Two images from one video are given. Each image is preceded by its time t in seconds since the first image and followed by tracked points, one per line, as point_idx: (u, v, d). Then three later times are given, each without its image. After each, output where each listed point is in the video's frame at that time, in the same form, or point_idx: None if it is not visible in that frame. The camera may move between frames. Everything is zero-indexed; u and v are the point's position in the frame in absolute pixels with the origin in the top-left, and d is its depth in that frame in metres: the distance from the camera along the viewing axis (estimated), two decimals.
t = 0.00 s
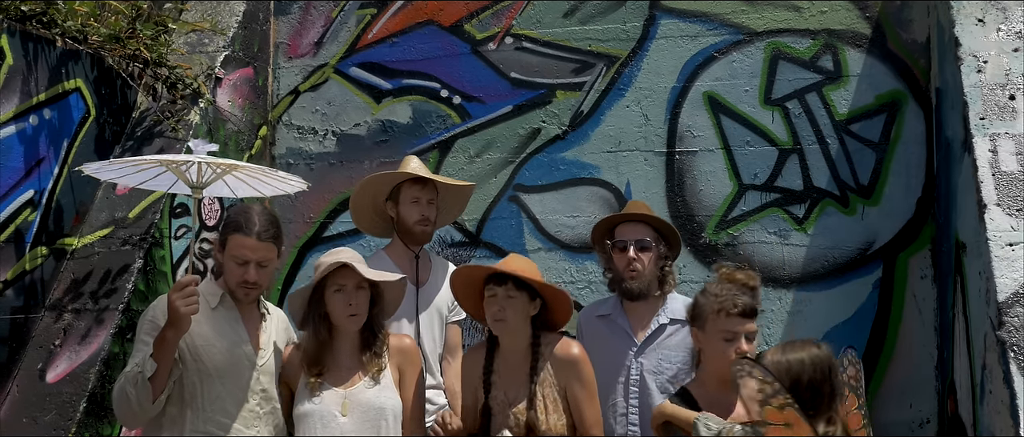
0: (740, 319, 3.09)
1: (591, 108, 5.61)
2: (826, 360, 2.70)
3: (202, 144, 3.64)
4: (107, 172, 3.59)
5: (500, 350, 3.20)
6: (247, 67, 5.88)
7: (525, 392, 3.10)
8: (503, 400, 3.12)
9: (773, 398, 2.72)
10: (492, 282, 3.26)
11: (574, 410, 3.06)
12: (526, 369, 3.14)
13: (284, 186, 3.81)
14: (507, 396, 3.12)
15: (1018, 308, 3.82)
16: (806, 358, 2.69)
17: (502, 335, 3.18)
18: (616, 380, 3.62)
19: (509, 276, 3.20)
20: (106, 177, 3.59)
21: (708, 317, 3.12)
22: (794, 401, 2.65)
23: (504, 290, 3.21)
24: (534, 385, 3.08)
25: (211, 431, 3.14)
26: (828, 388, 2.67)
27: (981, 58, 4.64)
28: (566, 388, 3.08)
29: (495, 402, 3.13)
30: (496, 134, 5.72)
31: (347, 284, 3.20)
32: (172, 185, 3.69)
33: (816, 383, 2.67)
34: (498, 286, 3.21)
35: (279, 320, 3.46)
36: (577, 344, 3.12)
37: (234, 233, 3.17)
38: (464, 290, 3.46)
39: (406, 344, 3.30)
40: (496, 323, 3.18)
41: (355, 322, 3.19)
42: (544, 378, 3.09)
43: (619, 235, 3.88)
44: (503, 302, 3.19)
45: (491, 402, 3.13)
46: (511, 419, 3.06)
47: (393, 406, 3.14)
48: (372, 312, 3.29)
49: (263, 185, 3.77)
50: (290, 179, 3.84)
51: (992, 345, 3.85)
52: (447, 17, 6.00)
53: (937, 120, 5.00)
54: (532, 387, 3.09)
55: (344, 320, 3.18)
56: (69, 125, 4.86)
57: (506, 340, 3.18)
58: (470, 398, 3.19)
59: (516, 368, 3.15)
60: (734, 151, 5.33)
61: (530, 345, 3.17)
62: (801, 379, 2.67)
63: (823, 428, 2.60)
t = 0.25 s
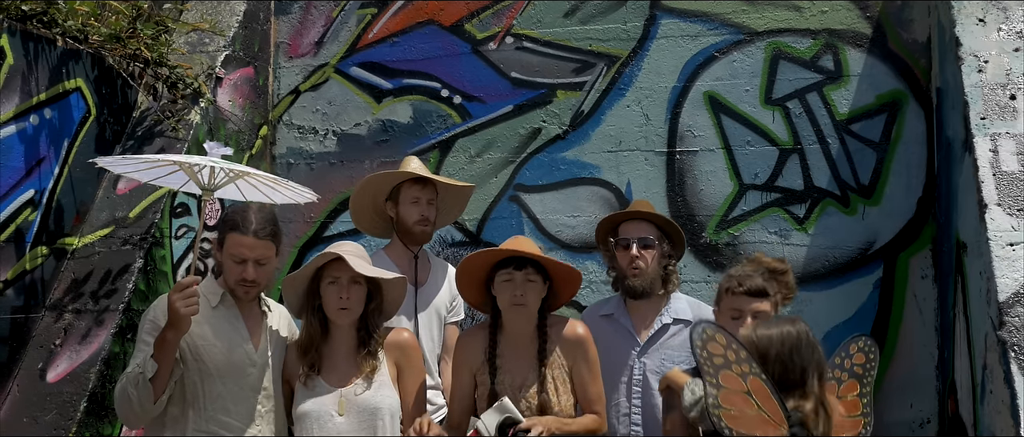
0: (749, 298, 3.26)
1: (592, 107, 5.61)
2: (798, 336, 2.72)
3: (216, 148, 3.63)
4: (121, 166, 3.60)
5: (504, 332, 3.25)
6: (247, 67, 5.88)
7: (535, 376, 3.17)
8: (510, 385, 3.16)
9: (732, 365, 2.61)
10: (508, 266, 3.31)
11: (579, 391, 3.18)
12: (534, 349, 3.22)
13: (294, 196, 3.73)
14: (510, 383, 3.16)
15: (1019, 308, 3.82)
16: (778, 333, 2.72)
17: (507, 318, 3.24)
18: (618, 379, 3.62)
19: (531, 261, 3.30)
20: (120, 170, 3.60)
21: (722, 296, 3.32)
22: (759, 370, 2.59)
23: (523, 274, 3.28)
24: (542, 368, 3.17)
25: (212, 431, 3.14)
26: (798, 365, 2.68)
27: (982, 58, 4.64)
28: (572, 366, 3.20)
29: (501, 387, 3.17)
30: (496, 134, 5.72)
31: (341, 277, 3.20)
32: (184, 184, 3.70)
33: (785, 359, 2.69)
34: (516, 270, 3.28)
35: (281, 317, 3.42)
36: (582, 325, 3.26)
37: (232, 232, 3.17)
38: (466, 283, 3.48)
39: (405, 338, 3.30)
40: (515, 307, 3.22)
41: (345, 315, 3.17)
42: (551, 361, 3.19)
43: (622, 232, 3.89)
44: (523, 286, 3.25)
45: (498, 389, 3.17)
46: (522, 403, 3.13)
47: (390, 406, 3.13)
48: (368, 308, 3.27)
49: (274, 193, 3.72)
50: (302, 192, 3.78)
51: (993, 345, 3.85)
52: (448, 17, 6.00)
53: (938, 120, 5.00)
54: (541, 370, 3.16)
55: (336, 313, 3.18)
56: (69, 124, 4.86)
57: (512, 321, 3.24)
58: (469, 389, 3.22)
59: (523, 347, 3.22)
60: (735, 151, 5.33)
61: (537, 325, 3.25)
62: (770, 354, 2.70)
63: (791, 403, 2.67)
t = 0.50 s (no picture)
0: (751, 269, 3.36)
1: (592, 107, 5.61)
2: (796, 298, 2.83)
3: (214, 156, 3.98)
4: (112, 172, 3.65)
5: (506, 330, 3.27)
6: (247, 66, 5.88)
7: (538, 376, 3.19)
8: (512, 384, 3.18)
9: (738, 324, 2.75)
10: (515, 268, 3.30)
11: (578, 389, 3.20)
12: (535, 349, 3.24)
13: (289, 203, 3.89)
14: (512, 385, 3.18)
15: (1019, 308, 3.82)
16: (775, 297, 2.83)
17: (509, 315, 3.25)
18: (618, 380, 3.61)
19: (540, 264, 3.31)
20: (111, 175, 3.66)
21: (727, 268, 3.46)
22: (763, 329, 2.75)
23: (535, 276, 3.27)
24: (543, 369, 3.19)
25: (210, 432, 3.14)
26: (799, 323, 2.80)
27: (982, 58, 4.64)
28: (571, 365, 3.23)
29: (503, 388, 3.18)
30: (496, 134, 5.72)
31: (335, 280, 3.17)
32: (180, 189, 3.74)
33: (785, 320, 2.80)
34: (528, 272, 3.27)
35: (278, 317, 3.41)
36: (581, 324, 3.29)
37: (219, 238, 3.16)
38: (469, 283, 3.46)
39: (399, 341, 3.24)
40: (527, 310, 3.22)
41: (337, 318, 3.15)
42: (554, 362, 3.21)
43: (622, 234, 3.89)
44: (534, 288, 3.25)
45: (501, 390, 3.18)
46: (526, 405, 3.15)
47: (387, 413, 3.13)
48: (363, 311, 3.24)
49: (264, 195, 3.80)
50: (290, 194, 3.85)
51: (993, 345, 3.85)
52: (447, 17, 6.00)
53: (938, 119, 5.00)
54: (544, 371, 3.19)
55: (328, 316, 3.15)
56: (69, 124, 4.86)
57: (514, 320, 3.25)
58: (467, 388, 3.21)
59: (525, 347, 3.24)
60: (734, 151, 5.33)
61: (538, 331, 3.26)
62: (770, 315, 2.81)
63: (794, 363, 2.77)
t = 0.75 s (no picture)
0: (735, 258, 3.34)
1: (592, 107, 5.61)
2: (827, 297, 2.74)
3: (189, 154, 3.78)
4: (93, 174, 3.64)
5: (505, 335, 3.27)
6: (247, 66, 5.88)
7: (536, 377, 3.17)
8: (509, 385, 3.18)
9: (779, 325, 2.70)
10: (510, 274, 3.27)
11: (577, 394, 3.17)
12: (533, 353, 3.23)
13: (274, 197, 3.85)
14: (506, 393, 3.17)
15: (1019, 308, 3.82)
16: (808, 296, 2.74)
17: (507, 322, 3.23)
18: (617, 379, 3.62)
19: (535, 270, 3.26)
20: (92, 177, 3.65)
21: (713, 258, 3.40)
22: (804, 331, 2.66)
23: (529, 282, 3.24)
24: (542, 369, 3.17)
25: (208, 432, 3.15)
26: (833, 321, 2.72)
27: (982, 58, 4.64)
28: (569, 369, 3.19)
29: (501, 389, 3.18)
30: (495, 134, 5.72)
31: (327, 293, 3.12)
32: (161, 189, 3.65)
33: (820, 319, 2.71)
34: (520, 279, 3.23)
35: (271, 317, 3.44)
36: (581, 329, 3.26)
37: (206, 240, 3.16)
38: (467, 287, 3.48)
39: (391, 359, 3.11)
40: (519, 316, 3.20)
41: (327, 332, 3.09)
42: (551, 364, 3.19)
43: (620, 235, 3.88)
44: (528, 296, 3.22)
45: (498, 391, 3.18)
46: (524, 406, 3.14)
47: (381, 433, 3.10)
48: (355, 326, 3.15)
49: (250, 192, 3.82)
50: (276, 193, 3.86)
51: (992, 345, 3.85)
52: (447, 17, 6.00)
53: (937, 119, 5.00)
54: (541, 370, 3.17)
55: (318, 330, 3.09)
56: (68, 124, 4.86)
57: (517, 332, 3.24)
58: (469, 390, 3.22)
59: (524, 355, 3.23)
60: (734, 151, 5.33)
61: (536, 332, 3.25)
62: (805, 314, 2.71)
63: (830, 364, 2.68)
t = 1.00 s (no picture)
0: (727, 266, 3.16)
1: (592, 107, 5.61)
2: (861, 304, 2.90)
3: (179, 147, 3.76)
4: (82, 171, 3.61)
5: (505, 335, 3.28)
6: (248, 66, 5.88)
7: (530, 373, 3.17)
8: (503, 379, 3.20)
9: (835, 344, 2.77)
10: (499, 273, 3.30)
11: (577, 391, 3.13)
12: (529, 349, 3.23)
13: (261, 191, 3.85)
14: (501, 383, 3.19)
15: (1019, 308, 3.82)
16: (846, 305, 2.87)
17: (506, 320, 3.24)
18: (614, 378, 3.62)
19: (519, 270, 3.25)
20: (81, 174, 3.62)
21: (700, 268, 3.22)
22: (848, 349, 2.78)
23: (516, 281, 3.25)
24: (538, 365, 3.16)
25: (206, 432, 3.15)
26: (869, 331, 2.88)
27: (982, 58, 4.64)
28: (568, 365, 3.17)
29: (495, 383, 3.20)
30: (495, 133, 5.72)
31: (328, 293, 3.12)
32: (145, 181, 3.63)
33: (860, 328, 2.86)
34: (508, 278, 3.26)
35: (263, 314, 3.46)
36: (580, 325, 3.23)
37: (198, 235, 3.13)
38: (463, 282, 3.54)
39: (397, 348, 3.13)
40: (506, 314, 3.23)
41: (330, 332, 3.09)
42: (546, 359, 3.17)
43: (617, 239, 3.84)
44: (514, 294, 3.23)
45: (494, 384, 3.20)
46: (516, 398, 3.14)
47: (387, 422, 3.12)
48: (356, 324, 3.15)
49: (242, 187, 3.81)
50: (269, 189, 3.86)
51: (993, 345, 3.86)
52: (448, 17, 5.99)
53: (938, 119, 5.00)
54: (536, 367, 3.17)
55: (321, 330, 3.10)
56: (68, 124, 4.86)
57: (516, 327, 3.25)
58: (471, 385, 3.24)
59: (522, 349, 3.23)
60: (735, 151, 5.33)
61: (534, 327, 3.26)
62: (850, 324, 2.85)
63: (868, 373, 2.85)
